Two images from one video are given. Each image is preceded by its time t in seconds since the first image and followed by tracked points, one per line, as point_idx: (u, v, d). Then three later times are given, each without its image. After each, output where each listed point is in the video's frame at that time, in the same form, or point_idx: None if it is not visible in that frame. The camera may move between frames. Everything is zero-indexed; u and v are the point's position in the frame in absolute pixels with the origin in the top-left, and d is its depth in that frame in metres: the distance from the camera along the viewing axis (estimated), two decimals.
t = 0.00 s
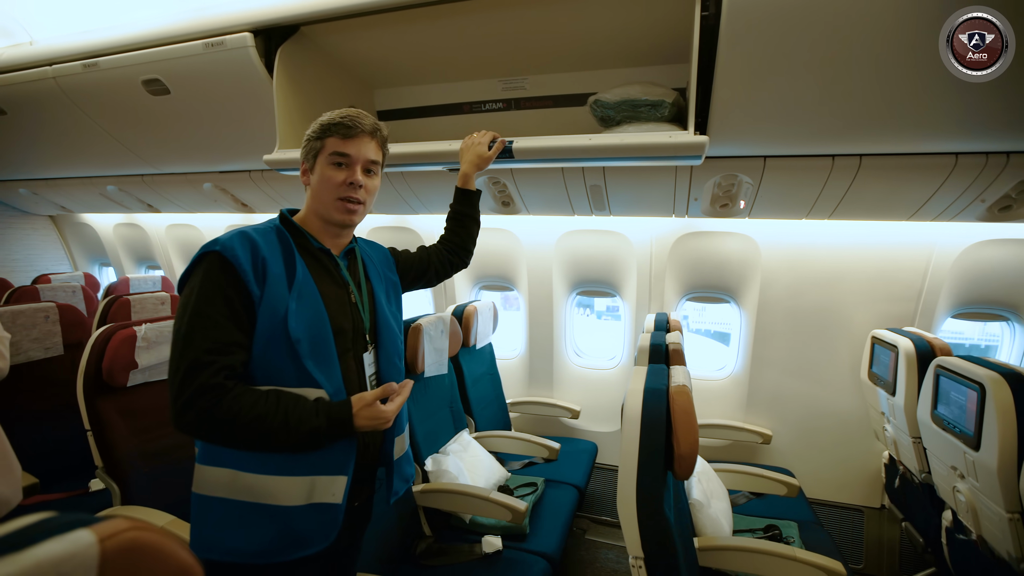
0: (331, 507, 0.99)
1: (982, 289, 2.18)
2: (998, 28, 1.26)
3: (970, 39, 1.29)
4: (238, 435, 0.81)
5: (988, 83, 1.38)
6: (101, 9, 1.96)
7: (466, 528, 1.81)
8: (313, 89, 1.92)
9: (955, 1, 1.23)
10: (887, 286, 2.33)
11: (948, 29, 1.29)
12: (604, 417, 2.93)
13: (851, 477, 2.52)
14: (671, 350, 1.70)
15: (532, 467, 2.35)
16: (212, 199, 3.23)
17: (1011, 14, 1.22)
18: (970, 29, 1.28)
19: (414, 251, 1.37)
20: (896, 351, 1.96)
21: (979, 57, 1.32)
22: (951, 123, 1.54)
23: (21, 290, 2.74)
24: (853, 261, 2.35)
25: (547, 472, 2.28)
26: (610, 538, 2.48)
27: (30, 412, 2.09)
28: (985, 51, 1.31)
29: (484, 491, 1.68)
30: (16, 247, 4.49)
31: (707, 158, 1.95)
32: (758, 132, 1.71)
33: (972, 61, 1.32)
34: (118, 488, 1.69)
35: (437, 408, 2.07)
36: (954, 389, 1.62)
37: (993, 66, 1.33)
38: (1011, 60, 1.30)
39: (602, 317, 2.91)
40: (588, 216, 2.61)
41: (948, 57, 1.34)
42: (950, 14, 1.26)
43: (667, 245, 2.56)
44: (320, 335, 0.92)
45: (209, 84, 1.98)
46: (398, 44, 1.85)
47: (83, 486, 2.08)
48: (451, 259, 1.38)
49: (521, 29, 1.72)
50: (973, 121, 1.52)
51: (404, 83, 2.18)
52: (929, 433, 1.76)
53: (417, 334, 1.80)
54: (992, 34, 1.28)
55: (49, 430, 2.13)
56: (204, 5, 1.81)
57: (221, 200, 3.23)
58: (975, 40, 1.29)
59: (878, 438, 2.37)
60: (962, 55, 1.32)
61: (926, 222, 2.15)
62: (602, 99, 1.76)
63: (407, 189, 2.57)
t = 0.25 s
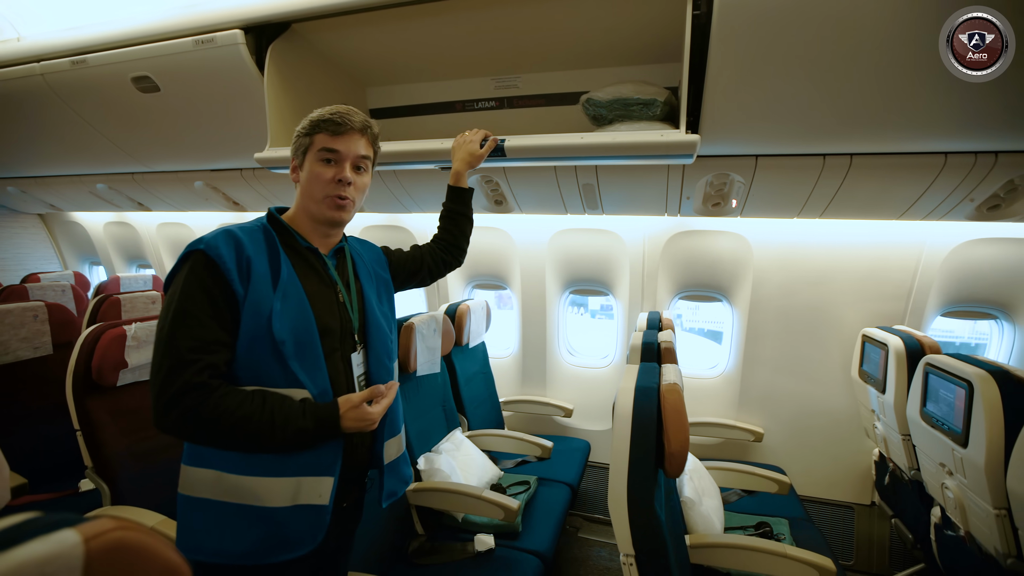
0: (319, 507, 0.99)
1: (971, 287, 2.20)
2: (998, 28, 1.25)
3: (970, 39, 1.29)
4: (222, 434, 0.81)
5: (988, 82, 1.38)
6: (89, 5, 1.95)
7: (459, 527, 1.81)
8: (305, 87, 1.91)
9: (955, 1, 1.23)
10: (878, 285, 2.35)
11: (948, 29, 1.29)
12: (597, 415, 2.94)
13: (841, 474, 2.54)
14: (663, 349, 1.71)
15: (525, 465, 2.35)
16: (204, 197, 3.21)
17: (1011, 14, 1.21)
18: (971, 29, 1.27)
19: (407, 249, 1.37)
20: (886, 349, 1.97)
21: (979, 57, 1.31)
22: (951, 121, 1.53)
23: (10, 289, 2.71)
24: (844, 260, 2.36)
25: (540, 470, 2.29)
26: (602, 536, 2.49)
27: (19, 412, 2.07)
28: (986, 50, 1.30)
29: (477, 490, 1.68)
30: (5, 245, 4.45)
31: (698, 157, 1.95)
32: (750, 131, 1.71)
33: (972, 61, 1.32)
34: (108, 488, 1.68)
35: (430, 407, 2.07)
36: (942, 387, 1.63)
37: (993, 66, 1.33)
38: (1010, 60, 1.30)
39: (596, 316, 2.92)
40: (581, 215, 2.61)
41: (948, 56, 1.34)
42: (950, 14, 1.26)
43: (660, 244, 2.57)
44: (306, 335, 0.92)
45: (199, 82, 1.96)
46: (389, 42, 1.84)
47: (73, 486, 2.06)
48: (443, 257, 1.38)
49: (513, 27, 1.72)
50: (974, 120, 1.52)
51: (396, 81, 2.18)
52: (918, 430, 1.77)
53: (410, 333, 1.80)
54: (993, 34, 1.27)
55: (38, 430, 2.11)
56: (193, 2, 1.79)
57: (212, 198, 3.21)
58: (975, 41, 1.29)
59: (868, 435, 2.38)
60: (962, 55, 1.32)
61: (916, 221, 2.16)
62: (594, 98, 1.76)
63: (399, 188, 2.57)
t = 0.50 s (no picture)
0: (311, 511, 0.98)
1: (964, 287, 2.21)
2: (998, 28, 1.25)
3: (970, 39, 1.29)
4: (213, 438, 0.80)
5: (988, 82, 1.38)
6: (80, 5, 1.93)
7: (454, 529, 1.80)
8: (298, 87, 1.90)
9: (954, 2, 1.23)
10: (871, 286, 2.36)
11: (948, 29, 1.29)
12: (592, 416, 2.93)
13: (836, 474, 2.54)
14: (657, 350, 1.71)
15: (520, 466, 2.34)
16: (197, 198, 3.20)
17: (1011, 15, 1.21)
18: (971, 29, 1.27)
19: (399, 250, 1.36)
20: (879, 349, 1.98)
21: (979, 57, 1.31)
22: (950, 122, 1.54)
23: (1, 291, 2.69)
24: (838, 261, 2.37)
25: (535, 472, 2.28)
26: (596, 538, 2.51)
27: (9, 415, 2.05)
28: (986, 50, 1.30)
29: (472, 492, 1.67)
30: None
31: (692, 158, 1.95)
32: (744, 133, 1.72)
33: (972, 61, 1.32)
34: (98, 492, 1.66)
35: (424, 409, 2.06)
36: (935, 387, 1.64)
37: (993, 66, 1.33)
38: (1011, 60, 1.30)
39: (591, 317, 2.92)
40: (576, 216, 2.61)
41: (948, 56, 1.34)
42: (950, 14, 1.26)
43: (654, 245, 2.57)
44: (298, 337, 0.91)
45: (192, 82, 1.95)
46: (384, 43, 1.84)
47: (64, 491, 2.04)
48: (436, 258, 1.37)
49: (507, 28, 1.72)
50: (975, 121, 1.52)
51: (390, 82, 2.17)
52: (912, 430, 1.78)
53: (404, 334, 1.79)
54: (993, 34, 1.27)
55: (29, 434, 2.09)
56: (186, 2, 1.79)
57: (206, 199, 3.20)
58: (975, 41, 1.29)
59: (862, 436, 2.39)
60: (962, 55, 1.32)
61: (908, 221, 2.17)
62: (588, 99, 1.76)
63: (394, 189, 2.56)
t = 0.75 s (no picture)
0: (304, 515, 0.97)
1: (959, 288, 2.22)
2: (998, 28, 1.25)
3: (970, 39, 1.29)
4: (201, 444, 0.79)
5: (987, 83, 1.37)
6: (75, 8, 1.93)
7: (450, 532, 1.80)
8: (294, 90, 1.90)
9: (954, 2, 1.23)
10: (868, 287, 2.36)
11: (948, 29, 1.28)
12: (589, 418, 2.93)
13: (833, 476, 2.54)
14: (653, 352, 1.71)
15: (517, 469, 2.35)
16: (193, 201, 3.19)
17: (1011, 14, 1.21)
18: (971, 29, 1.27)
19: (394, 252, 1.36)
20: (875, 350, 1.98)
21: (979, 57, 1.31)
22: (948, 123, 1.53)
23: None
24: (834, 262, 2.37)
25: (532, 474, 2.28)
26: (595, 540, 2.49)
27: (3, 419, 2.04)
28: (986, 50, 1.30)
29: (469, 495, 1.66)
30: None
31: (688, 160, 1.96)
32: (740, 135, 1.72)
33: (972, 61, 1.32)
34: (93, 497, 1.66)
35: (421, 412, 2.06)
36: (931, 389, 1.64)
37: (993, 66, 1.33)
38: (1010, 60, 1.30)
39: (589, 319, 2.92)
40: (572, 218, 2.61)
41: (948, 57, 1.33)
42: (950, 14, 1.26)
43: (651, 247, 2.57)
44: (289, 340, 0.91)
45: (188, 84, 1.95)
46: (379, 45, 1.84)
47: (58, 495, 2.04)
48: (431, 260, 1.37)
49: (504, 31, 1.71)
50: (975, 122, 1.51)
51: (386, 84, 2.17)
52: (908, 431, 1.78)
53: (400, 337, 1.79)
54: (993, 34, 1.27)
55: (24, 438, 2.08)
56: (181, 5, 1.78)
57: (202, 202, 3.19)
58: (975, 40, 1.29)
59: (859, 437, 2.39)
60: (962, 55, 1.32)
61: (903, 223, 2.18)
62: (584, 101, 1.76)
63: (390, 191, 2.56)
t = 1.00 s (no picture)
0: (300, 519, 0.97)
1: (957, 289, 2.22)
2: (998, 28, 1.25)
3: (970, 39, 1.29)
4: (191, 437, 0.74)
5: (987, 83, 1.37)
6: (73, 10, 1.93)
7: (449, 534, 1.79)
8: (292, 92, 1.90)
9: (954, 1, 1.23)
10: (866, 288, 2.36)
11: (948, 28, 1.29)
12: (588, 419, 2.93)
13: (832, 477, 2.54)
14: (653, 353, 1.71)
15: (517, 470, 2.35)
16: (191, 203, 3.19)
17: (1011, 14, 1.21)
18: (971, 29, 1.27)
19: (393, 254, 1.35)
20: (874, 351, 1.98)
21: (979, 57, 1.31)
22: (949, 124, 1.53)
23: None
24: (833, 264, 2.38)
25: (531, 476, 2.27)
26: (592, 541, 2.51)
27: None
28: (986, 50, 1.30)
29: (468, 497, 1.66)
30: None
31: (687, 161, 1.96)
32: (738, 136, 1.72)
33: (972, 61, 1.32)
34: (90, 500, 1.65)
35: (420, 414, 2.06)
36: (930, 389, 1.64)
37: (993, 66, 1.33)
38: (1010, 60, 1.30)
39: (588, 320, 2.92)
40: (571, 220, 2.62)
41: (948, 56, 1.34)
42: (950, 14, 1.26)
43: (649, 249, 2.58)
44: (289, 337, 0.90)
45: (186, 86, 1.95)
46: (378, 47, 1.84)
47: (56, 498, 2.03)
48: (430, 263, 1.36)
49: (503, 32, 1.72)
50: (974, 122, 1.51)
51: (384, 86, 2.17)
52: (907, 433, 1.78)
53: (399, 339, 1.79)
54: (993, 34, 1.27)
55: (20, 441, 2.07)
56: (179, 7, 1.78)
57: (200, 204, 3.19)
58: (975, 40, 1.29)
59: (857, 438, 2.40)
60: (962, 55, 1.32)
61: (902, 224, 2.18)
62: (582, 103, 1.76)
63: (389, 193, 2.56)
